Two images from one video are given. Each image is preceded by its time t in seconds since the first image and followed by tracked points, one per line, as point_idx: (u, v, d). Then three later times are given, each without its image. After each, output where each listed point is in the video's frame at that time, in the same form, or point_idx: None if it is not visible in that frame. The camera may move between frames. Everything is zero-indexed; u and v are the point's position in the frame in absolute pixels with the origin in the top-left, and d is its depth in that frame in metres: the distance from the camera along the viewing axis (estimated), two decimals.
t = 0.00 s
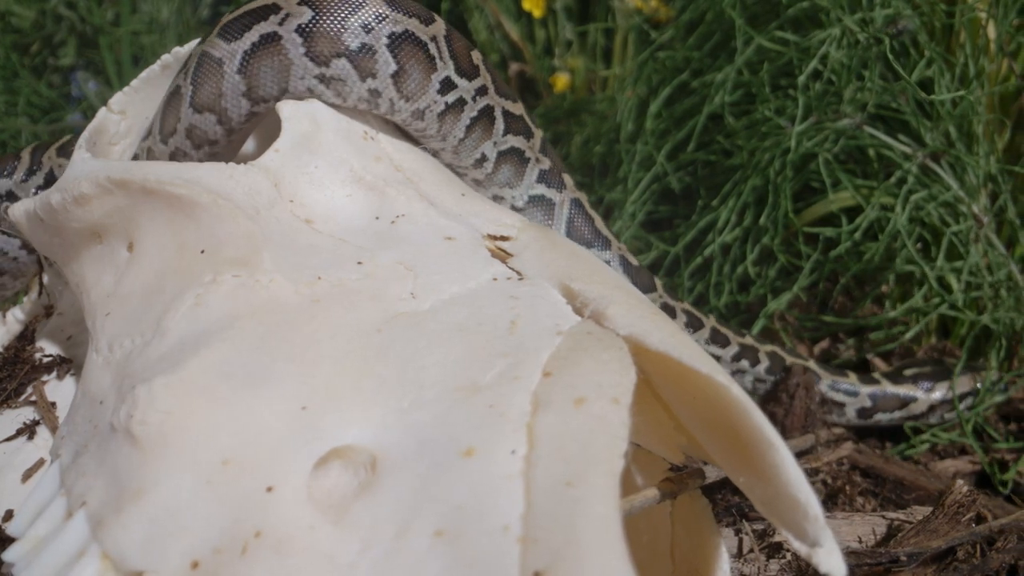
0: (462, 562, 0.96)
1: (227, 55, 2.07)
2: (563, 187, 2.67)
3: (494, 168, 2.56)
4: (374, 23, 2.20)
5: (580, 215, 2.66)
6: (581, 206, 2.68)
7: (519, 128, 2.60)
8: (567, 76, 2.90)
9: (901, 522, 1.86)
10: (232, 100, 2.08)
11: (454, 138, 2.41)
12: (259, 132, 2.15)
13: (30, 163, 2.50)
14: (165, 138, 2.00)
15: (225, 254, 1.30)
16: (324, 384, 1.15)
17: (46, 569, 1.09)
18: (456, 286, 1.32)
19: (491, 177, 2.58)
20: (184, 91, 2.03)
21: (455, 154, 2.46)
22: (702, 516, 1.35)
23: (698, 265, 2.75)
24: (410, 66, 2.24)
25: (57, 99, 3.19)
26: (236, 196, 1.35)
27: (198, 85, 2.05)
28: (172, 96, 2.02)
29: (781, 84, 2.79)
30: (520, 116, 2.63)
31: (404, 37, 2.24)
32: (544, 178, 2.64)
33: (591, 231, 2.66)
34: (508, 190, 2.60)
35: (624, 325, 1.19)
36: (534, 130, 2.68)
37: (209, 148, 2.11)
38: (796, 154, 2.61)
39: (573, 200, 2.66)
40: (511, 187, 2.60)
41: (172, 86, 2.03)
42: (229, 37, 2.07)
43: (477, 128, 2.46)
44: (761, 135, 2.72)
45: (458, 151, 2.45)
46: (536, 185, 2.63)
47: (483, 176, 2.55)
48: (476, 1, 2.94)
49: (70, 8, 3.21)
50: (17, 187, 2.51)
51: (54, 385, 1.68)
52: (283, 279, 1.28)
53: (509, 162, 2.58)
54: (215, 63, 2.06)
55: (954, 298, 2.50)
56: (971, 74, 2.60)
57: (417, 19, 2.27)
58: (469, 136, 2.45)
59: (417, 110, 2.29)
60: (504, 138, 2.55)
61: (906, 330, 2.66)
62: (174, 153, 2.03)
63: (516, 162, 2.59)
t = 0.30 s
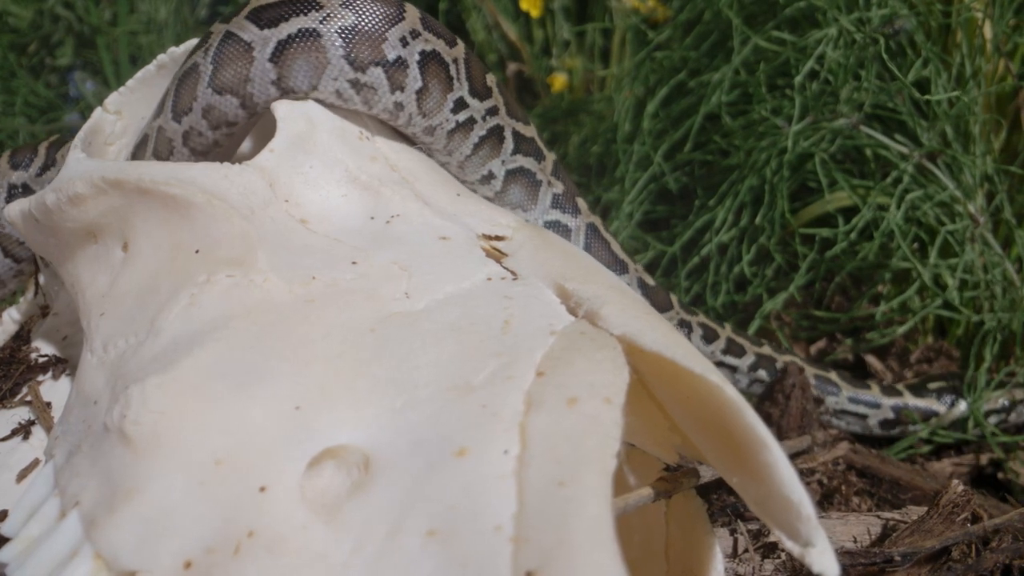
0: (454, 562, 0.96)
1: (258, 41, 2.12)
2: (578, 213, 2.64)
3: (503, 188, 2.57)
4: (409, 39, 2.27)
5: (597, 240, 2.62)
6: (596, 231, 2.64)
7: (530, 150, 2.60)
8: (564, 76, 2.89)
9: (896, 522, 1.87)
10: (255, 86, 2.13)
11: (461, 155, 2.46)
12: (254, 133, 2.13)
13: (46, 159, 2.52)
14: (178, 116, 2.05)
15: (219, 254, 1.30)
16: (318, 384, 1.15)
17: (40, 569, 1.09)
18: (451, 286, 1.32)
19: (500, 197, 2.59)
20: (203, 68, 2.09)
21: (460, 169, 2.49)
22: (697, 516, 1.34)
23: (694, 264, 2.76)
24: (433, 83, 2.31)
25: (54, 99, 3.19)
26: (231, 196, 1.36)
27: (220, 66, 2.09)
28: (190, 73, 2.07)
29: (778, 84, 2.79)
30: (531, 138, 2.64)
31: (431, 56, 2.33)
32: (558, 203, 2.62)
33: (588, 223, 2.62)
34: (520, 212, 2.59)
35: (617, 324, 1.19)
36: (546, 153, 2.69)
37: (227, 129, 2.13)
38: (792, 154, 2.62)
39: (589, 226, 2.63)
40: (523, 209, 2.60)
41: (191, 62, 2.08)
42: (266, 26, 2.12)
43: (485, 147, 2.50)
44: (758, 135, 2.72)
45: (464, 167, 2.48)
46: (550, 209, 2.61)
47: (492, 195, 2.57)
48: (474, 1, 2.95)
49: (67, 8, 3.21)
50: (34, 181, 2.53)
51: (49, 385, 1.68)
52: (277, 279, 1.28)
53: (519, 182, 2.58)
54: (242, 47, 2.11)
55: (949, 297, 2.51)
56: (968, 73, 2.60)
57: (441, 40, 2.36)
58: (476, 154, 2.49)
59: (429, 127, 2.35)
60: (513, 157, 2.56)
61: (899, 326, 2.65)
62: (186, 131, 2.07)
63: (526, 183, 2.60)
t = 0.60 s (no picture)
0: (445, 562, 0.96)
1: (304, 37, 2.12)
2: (596, 243, 2.62)
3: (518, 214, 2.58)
4: (440, 65, 2.35)
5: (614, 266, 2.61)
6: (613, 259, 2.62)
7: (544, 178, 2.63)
8: (562, 77, 2.89)
9: (890, 522, 1.87)
10: (296, 78, 2.12)
11: (468, 174, 2.52)
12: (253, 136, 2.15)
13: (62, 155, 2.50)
14: (201, 96, 2.06)
15: (213, 254, 1.30)
16: (311, 384, 1.15)
17: (31, 569, 1.09)
18: (445, 286, 1.32)
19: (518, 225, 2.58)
20: (231, 46, 2.09)
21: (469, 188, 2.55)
22: (690, 515, 1.35)
23: (691, 264, 2.75)
24: (452, 107, 2.38)
25: (52, 99, 3.19)
26: (226, 196, 1.36)
27: (257, 53, 2.09)
28: (217, 51, 2.08)
29: (775, 84, 2.79)
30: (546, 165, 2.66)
31: (454, 83, 2.40)
32: (575, 231, 2.62)
33: (585, 224, 2.63)
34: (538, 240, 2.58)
35: (611, 324, 1.19)
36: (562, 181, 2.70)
37: (257, 112, 2.11)
38: (789, 154, 2.62)
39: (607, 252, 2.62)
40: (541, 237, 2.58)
41: (220, 39, 2.09)
42: (315, 24, 2.13)
43: (495, 169, 2.56)
44: (755, 135, 2.72)
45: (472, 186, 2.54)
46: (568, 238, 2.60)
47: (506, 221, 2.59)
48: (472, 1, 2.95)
49: (65, 8, 3.21)
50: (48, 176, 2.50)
51: (44, 385, 1.68)
52: (271, 279, 1.28)
53: (534, 210, 2.60)
54: (286, 37, 2.10)
55: (945, 296, 2.51)
56: (964, 73, 2.60)
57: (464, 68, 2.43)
58: (486, 175, 2.55)
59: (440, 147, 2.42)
60: (525, 183, 2.61)
61: (895, 325, 2.65)
62: (209, 111, 2.07)
63: (541, 211, 2.61)
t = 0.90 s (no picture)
0: (434, 562, 0.96)
1: (340, 46, 2.05)
2: (608, 266, 2.59)
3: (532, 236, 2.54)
4: (454, 89, 2.29)
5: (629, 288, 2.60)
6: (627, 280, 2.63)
7: (552, 200, 2.60)
8: (558, 76, 2.91)
9: (883, 522, 1.87)
10: (328, 83, 2.00)
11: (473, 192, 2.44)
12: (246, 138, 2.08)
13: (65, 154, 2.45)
14: (220, 83, 2.00)
15: (206, 254, 1.30)
16: (302, 384, 1.15)
17: (22, 569, 1.09)
18: (437, 286, 1.32)
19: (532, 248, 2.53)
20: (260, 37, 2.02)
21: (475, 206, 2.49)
22: (682, 515, 1.34)
23: (688, 264, 2.75)
24: (461, 127, 2.32)
25: (48, 99, 3.19)
26: (219, 196, 1.36)
27: (292, 50, 2.00)
28: (244, 38, 2.01)
29: (771, 84, 2.79)
30: (553, 186, 2.63)
31: (465, 104, 2.34)
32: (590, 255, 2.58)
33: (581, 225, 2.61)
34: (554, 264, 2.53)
35: (602, 325, 1.19)
36: (572, 206, 2.66)
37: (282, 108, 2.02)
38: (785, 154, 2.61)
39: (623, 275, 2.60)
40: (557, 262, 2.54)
41: (248, 28, 2.02)
42: (354, 36, 2.07)
43: (502, 188, 2.51)
44: (750, 135, 2.72)
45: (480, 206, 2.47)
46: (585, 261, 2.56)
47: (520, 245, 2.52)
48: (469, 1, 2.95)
49: (61, 8, 3.21)
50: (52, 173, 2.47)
51: (38, 385, 1.68)
52: (263, 279, 1.28)
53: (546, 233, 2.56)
54: (321, 41, 2.03)
55: (940, 296, 2.51)
56: (959, 73, 2.61)
57: (475, 91, 2.39)
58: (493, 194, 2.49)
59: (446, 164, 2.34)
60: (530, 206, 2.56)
61: (891, 326, 2.65)
62: (230, 97, 2.01)
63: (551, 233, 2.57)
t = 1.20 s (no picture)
0: (421, 562, 0.97)
1: (377, 65, 2.10)
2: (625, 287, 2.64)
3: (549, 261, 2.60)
4: (466, 114, 2.38)
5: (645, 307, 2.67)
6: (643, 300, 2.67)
7: (565, 225, 2.64)
8: (554, 77, 2.88)
9: (874, 521, 1.89)
10: (361, 100, 2.06)
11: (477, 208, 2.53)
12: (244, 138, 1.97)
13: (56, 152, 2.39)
14: (252, 75, 2.01)
15: (197, 254, 1.30)
16: (291, 384, 1.15)
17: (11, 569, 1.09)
18: (427, 286, 1.32)
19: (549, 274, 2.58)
20: (300, 37, 2.01)
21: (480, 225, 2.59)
22: (672, 515, 1.35)
23: (682, 263, 2.76)
24: (469, 148, 2.41)
25: (45, 100, 3.19)
26: (210, 197, 1.36)
27: (333, 60, 2.02)
28: (284, 36, 2.01)
29: (766, 84, 2.80)
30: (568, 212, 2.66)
31: (475, 128, 2.43)
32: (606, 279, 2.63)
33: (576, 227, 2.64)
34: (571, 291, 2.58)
35: (592, 325, 1.19)
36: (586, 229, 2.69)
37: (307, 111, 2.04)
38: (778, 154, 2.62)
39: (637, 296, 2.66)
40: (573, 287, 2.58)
41: (289, 26, 2.02)
42: (390, 57, 2.13)
43: (512, 211, 2.62)
44: (745, 135, 2.72)
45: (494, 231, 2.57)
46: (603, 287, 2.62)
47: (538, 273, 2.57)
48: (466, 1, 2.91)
49: (57, 8, 3.22)
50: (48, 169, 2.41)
51: (30, 385, 1.69)
52: (253, 279, 1.28)
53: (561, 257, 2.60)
54: (361, 57, 2.07)
55: (933, 296, 2.52)
56: (953, 73, 2.60)
57: (486, 115, 2.48)
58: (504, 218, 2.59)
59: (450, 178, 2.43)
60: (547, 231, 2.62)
61: (884, 325, 2.66)
62: (260, 88, 2.02)
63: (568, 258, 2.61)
